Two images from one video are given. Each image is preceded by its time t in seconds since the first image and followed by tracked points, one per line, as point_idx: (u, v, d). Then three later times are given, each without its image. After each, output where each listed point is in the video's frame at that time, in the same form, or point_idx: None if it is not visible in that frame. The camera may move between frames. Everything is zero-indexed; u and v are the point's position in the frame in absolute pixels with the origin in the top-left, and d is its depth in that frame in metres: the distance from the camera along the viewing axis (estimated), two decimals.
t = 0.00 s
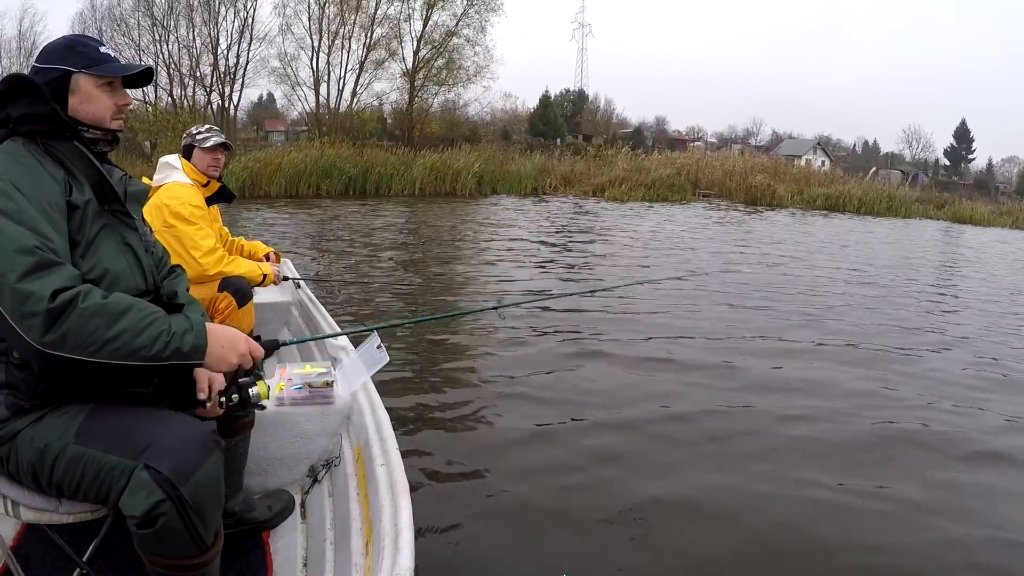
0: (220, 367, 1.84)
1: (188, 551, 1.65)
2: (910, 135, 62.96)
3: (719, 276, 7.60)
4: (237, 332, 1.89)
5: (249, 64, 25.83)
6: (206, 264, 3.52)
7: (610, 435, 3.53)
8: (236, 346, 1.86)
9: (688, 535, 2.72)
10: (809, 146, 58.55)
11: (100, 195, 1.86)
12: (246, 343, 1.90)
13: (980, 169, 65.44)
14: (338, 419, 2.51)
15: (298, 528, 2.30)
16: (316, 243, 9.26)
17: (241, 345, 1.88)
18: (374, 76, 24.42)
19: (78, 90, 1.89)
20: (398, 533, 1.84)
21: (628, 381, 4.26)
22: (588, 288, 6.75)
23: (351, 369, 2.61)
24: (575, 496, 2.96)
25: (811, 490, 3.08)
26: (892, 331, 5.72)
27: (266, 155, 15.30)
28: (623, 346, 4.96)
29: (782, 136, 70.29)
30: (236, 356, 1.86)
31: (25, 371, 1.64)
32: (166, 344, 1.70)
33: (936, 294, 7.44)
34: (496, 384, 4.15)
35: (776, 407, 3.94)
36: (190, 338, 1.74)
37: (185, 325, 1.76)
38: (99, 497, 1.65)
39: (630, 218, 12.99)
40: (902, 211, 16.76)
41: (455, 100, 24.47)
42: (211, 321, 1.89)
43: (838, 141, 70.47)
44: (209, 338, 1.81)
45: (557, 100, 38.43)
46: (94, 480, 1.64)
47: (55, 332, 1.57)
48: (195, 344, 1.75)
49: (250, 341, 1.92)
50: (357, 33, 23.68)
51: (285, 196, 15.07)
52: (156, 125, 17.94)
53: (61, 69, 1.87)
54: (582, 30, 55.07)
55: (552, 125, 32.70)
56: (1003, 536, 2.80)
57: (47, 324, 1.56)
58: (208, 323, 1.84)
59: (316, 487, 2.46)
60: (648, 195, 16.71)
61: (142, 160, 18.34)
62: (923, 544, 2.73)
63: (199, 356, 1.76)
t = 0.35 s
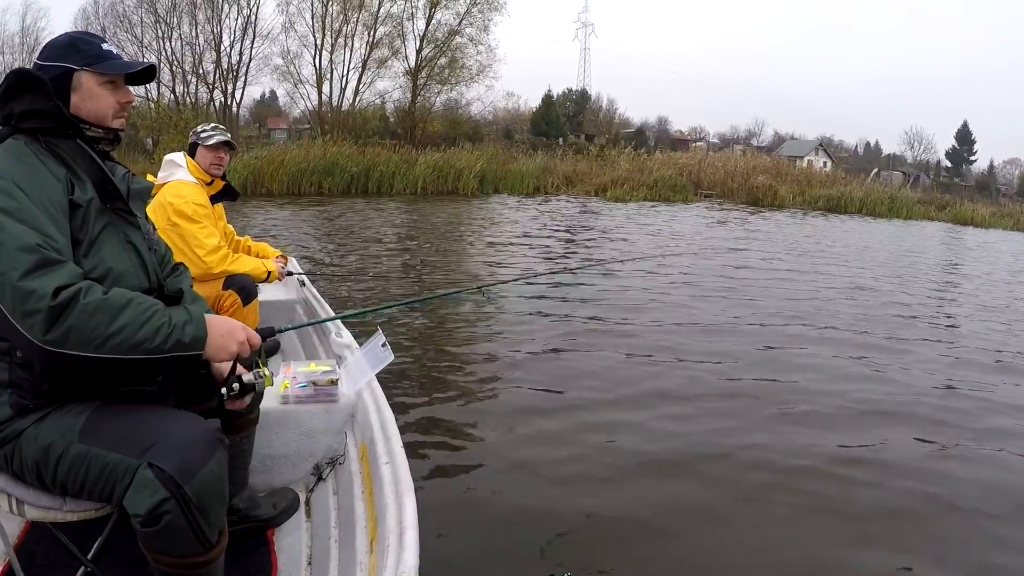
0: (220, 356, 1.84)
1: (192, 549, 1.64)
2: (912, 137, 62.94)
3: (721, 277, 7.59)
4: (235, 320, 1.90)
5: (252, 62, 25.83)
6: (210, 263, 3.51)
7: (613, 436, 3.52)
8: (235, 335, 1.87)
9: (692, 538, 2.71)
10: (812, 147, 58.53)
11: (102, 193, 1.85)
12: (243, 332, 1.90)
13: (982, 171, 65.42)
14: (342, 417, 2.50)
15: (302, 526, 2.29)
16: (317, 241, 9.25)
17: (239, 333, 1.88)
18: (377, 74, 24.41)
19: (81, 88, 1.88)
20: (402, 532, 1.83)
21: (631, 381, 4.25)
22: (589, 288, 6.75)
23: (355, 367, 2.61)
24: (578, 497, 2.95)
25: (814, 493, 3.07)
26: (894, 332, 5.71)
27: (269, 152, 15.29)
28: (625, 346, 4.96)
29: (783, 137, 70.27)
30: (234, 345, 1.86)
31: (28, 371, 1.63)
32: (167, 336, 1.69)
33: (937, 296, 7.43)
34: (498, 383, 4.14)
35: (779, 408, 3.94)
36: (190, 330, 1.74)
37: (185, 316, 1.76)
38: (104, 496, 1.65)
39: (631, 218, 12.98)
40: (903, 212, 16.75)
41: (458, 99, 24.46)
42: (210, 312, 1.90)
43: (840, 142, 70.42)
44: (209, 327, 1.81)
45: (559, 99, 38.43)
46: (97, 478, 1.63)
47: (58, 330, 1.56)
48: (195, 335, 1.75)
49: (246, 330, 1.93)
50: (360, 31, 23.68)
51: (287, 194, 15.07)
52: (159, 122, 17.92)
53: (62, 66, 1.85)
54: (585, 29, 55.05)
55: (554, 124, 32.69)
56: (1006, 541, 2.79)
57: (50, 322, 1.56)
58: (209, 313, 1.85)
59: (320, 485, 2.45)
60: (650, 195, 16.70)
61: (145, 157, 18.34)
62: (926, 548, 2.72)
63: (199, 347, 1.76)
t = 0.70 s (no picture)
0: (223, 365, 1.82)
1: (196, 548, 1.63)
2: (912, 140, 62.99)
3: (721, 278, 7.59)
4: (238, 329, 1.88)
5: (253, 60, 25.80)
6: (212, 260, 3.50)
7: (616, 435, 3.52)
8: (237, 345, 1.84)
9: (693, 537, 2.70)
10: (812, 149, 58.55)
11: (102, 191, 1.83)
12: (246, 342, 1.88)
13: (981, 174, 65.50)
14: (346, 415, 2.49)
15: (305, 524, 2.28)
16: (317, 240, 9.24)
17: (240, 342, 1.85)
18: (377, 73, 24.39)
19: (79, 86, 1.86)
20: (406, 530, 1.81)
21: (633, 382, 4.24)
22: (589, 288, 6.74)
23: (359, 366, 2.60)
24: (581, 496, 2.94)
25: (817, 493, 3.06)
26: (894, 335, 5.71)
27: (269, 151, 15.27)
28: (627, 347, 4.94)
29: (783, 140, 70.28)
30: (236, 354, 1.84)
31: (30, 371, 1.62)
32: (166, 343, 1.68)
33: (937, 299, 7.43)
34: (501, 383, 4.13)
35: (780, 410, 3.92)
36: (191, 336, 1.73)
37: (186, 322, 1.74)
38: (106, 494, 1.64)
39: (631, 219, 12.98)
40: (902, 215, 16.76)
41: (458, 99, 24.44)
42: (213, 319, 1.88)
43: (839, 144, 70.47)
44: (210, 335, 1.79)
45: (560, 100, 38.44)
46: (100, 477, 1.62)
47: (56, 332, 1.55)
48: (196, 342, 1.74)
49: (249, 338, 1.90)
50: (361, 30, 23.66)
51: (287, 193, 15.04)
52: (159, 119, 17.89)
53: (60, 64, 1.84)
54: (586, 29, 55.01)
55: (555, 125, 32.67)
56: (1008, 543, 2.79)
57: (47, 324, 1.54)
58: (211, 322, 1.83)
59: (324, 484, 2.45)
60: (650, 196, 16.70)
61: (144, 155, 18.31)
62: (929, 550, 2.71)
63: (201, 354, 1.75)
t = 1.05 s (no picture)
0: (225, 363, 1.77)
1: (196, 547, 1.62)
2: (910, 145, 63.14)
3: (720, 281, 7.59)
4: (236, 327, 1.82)
5: (252, 60, 25.79)
6: (213, 258, 3.49)
7: (616, 436, 3.51)
8: (237, 341, 1.80)
9: (694, 537, 2.69)
10: (810, 153, 58.64)
11: (101, 190, 1.82)
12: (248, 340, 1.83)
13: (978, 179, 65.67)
14: (348, 415, 2.49)
15: (307, 524, 2.29)
16: (317, 240, 9.23)
17: (241, 341, 1.81)
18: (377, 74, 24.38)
19: (80, 85, 1.85)
20: (407, 529, 1.81)
21: (633, 383, 4.24)
22: (588, 290, 6.74)
23: (360, 367, 2.60)
24: (581, 496, 2.94)
25: (817, 493, 3.05)
26: (893, 337, 5.71)
27: (268, 150, 15.25)
28: (626, 348, 4.94)
29: (781, 143, 70.40)
30: (237, 352, 1.79)
31: (30, 370, 1.61)
32: (166, 343, 1.65)
33: (934, 302, 7.43)
34: (500, 384, 4.12)
35: (780, 411, 3.92)
36: (190, 334, 1.69)
37: (185, 321, 1.71)
38: (108, 493, 1.63)
39: (630, 221, 12.99)
40: (900, 219, 16.79)
41: (457, 100, 24.44)
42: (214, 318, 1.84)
43: (837, 148, 70.60)
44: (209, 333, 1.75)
45: (558, 102, 38.48)
46: (101, 476, 1.61)
47: (56, 333, 1.54)
48: (195, 341, 1.70)
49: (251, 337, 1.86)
50: (360, 31, 23.66)
51: (286, 193, 15.04)
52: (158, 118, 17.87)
53: (61, 63, 1.82)
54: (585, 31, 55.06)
55: (554, 126, 32.68)
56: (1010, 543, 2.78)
57: (46, 326, 1.53)
58: (210, 319, 1.80)
59: (325, 483, 2.44)
60: (648, 198, 16.71)
61: (143, 154, 18.28)
62: (928, 550, 2.71)
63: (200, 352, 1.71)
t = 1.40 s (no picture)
0: (217, 370, 1.80)
1: (196, 548, 1.62)
2: (906, 146, 63.30)
3: (717, 282, 7.61)
4: (234, 335, 1.85)
5: (249, 60, 25.73)
6: (212, 260, 3.49)
7: (615, 437, 3.51)
8: (233, 349, 1.82)
9: (693, 535, 2.69)
10: (806, 154, 58.78)
11: (100, 192, 1.82)
12: (243, 347, 1.86)
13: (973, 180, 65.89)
14: (347, 416, 2.49)
15: (306, 525, 2.29)
16: (313, 242, 9.22)
17: (238, 348, 1.84)
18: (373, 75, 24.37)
19: (81, 86, 1.84)
20: (407, 531, 1.81)
21: (631, 384, 4.24)
22: (585, 291, 6.75)
23: (360, 368, 2.60)
24: (580, 495, 2.94)
25: (813, 493, 3.06)
26: (890, 338, 5.73)
27: (265, 151, 15.24)
28: (624, 349, 4.95)
29: (777, 144, 70.53)
30: (232, 359, 1.82)
31: (28, 373, 1.61)
32: (163, 349, 1.66)
33: (931, 303, 7.46)
34: (498, 385, 4.13)
35: (778, 411, 3.93)
36: (187, 341, 1.70)
37: (183, 328, 1.72)
38: (108, 495, 1.63)
39: (627, 222, 13.00)
40: (897, 220, 16.82)
41: (454, 101, 24.44)
42: (211, 322, 1.85)
43: (833, 149, 70.75)
44: (207, 339, 1.77)
45: (556, 104, 38.51)
46: (100, 478, 1.61)
47: (53, 339, 1.54)
48: (193, 347, 1.72)
49: (246, 345, 1.88)
50: (357, 32, 23.66)
51: (282, 194, 15.03)
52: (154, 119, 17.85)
53: (63, 65, 1.81)
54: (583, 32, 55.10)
55: (551, 128, 32.69)
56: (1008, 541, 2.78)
57: (44, 330, 1.53)
58: (207, 324, 1.81)
59: (325, 484, 2.44)
60: (645, 200, 16.74)
61: (140, 155, 18.26)
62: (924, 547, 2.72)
63: (198, 360, 1.73)
